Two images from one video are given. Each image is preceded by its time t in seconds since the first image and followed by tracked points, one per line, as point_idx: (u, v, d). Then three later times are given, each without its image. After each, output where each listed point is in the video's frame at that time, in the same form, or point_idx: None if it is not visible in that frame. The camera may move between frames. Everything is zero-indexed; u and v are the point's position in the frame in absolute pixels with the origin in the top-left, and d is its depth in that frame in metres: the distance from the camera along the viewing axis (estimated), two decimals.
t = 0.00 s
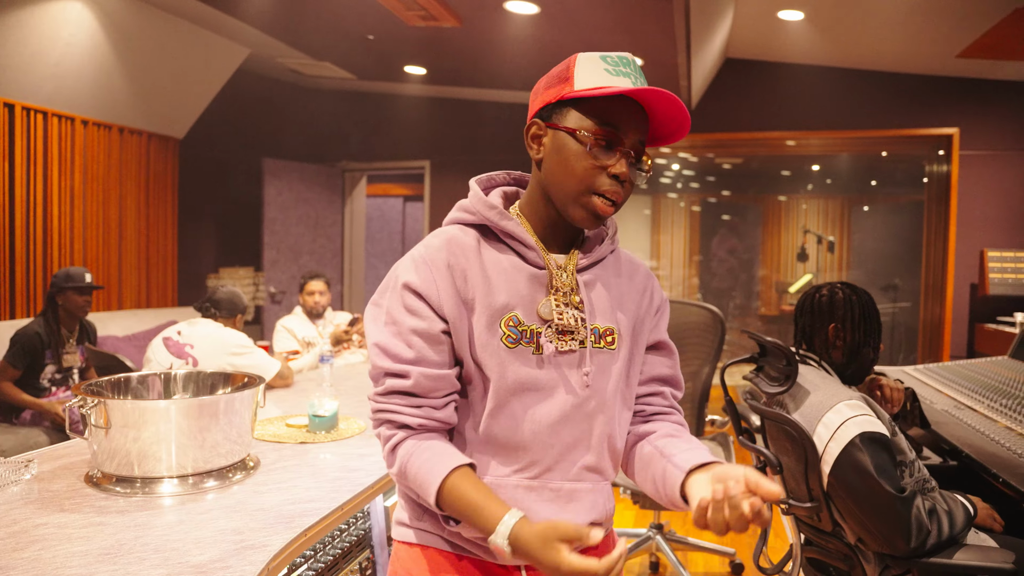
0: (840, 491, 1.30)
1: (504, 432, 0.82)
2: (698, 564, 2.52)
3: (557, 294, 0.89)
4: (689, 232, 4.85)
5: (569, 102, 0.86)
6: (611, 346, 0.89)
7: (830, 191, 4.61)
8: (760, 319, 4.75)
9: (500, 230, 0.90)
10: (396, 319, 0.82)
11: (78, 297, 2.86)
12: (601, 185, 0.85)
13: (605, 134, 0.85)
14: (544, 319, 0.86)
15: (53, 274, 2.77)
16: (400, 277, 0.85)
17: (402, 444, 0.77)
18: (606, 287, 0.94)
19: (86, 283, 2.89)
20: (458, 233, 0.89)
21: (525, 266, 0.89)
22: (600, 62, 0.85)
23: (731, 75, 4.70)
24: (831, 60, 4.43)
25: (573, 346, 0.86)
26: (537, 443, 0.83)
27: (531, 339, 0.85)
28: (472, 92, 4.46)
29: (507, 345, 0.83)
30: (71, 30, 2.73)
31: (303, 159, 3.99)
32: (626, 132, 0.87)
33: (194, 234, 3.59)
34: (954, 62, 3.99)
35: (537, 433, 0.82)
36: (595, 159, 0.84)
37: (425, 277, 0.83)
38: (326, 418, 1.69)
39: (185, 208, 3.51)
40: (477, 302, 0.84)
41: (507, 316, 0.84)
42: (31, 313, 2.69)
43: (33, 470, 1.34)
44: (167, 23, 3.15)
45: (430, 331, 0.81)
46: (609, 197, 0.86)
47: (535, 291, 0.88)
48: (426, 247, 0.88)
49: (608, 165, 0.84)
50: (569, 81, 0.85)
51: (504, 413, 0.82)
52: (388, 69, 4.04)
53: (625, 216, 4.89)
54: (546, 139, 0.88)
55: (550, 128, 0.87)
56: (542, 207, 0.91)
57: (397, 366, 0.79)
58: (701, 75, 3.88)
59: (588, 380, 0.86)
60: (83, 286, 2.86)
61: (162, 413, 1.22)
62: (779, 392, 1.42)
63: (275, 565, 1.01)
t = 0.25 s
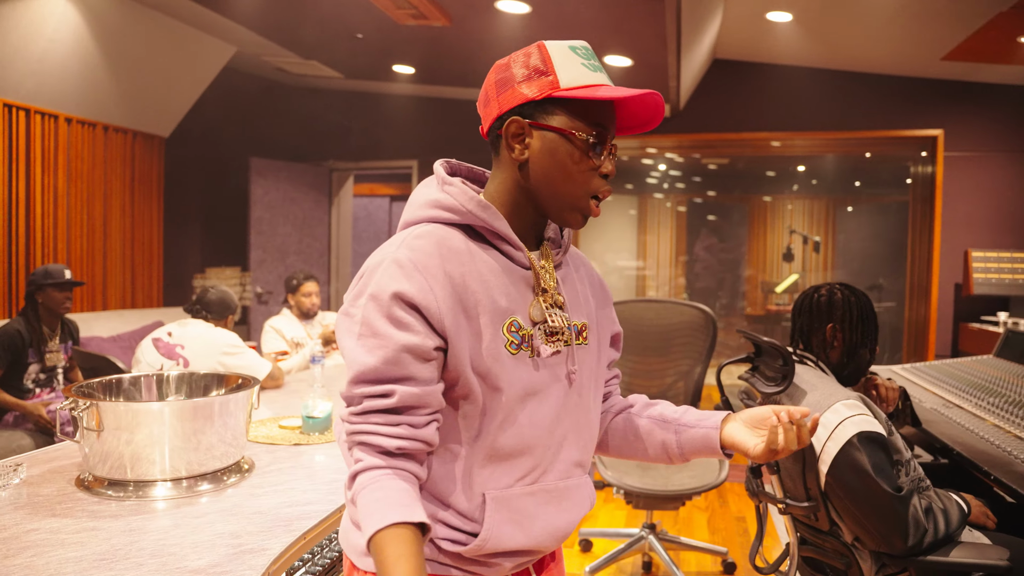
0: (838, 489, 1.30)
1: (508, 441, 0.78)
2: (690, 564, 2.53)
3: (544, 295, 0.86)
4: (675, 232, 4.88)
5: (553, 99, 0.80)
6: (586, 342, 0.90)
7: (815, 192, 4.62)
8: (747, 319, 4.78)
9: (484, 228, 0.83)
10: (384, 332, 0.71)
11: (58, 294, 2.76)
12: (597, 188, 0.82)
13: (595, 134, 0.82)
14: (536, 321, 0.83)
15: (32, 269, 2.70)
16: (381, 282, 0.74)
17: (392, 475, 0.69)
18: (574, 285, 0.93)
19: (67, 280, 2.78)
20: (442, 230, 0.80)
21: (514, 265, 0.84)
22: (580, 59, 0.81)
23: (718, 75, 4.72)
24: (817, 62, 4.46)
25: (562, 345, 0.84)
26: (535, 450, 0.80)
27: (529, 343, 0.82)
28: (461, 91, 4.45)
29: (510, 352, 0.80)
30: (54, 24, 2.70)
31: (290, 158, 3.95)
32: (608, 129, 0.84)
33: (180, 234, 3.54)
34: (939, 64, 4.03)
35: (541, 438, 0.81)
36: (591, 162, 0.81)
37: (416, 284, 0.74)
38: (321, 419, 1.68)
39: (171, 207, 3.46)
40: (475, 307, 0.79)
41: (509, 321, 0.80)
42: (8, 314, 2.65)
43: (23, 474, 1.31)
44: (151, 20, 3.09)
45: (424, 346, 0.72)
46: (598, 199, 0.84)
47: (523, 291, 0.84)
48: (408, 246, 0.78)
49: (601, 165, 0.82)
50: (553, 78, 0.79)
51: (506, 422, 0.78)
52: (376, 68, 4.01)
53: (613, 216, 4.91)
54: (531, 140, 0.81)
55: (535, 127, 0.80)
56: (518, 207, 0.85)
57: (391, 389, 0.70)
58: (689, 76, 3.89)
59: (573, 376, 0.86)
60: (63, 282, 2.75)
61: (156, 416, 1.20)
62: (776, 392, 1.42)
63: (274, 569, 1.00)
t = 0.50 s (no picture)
0: (837, 489, 1.31)
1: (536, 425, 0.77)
2: (685, 563, 2.54)
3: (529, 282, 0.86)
4: (665, 233, 4.90)
5: (533, 92, 0.79)
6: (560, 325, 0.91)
7: (805, 192, 4.65)
8: (737, 319, 4.81)
9: (477, 221, 0.80)
10: (469, 315, 0.66)
11: (46, 295, 2.70)
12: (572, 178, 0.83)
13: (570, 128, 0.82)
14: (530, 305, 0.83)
15: (19, 270, 2.65)
16: (441, 270, 0.67)
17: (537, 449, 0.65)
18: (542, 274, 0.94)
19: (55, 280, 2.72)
20: (452, 224, 0.75)
21: (507, 257, 0.83)
22: (553, 54, 0.80)
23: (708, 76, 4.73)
24: (807, 63, 4.49)
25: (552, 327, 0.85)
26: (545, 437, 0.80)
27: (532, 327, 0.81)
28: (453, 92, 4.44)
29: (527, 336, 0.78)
30: (43, 22, 2.64)
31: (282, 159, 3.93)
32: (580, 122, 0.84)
33: (170, 235, 3.52)
34: (928, 64, 4.05)
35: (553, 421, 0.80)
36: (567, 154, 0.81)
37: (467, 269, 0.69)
38: (316, 421, 1.66)
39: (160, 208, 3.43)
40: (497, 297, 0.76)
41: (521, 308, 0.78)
42: None
43: (15, 478, 1.30)
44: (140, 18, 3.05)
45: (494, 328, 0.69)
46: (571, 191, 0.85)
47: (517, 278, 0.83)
48: (437, 240, 0.71)
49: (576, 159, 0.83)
50: (531, 71, 0.78)
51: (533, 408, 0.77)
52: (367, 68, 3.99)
53: (603, 217, 4.92)
54: (512, 135, 0.79)
55: (516, 120, 0.78)
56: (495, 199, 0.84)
57: (507, 364, 0.66)
58: (680, 76, 3.91)
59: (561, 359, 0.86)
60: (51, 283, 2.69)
61: (152, 419, 1.19)
62: (774, 392, 1.43)
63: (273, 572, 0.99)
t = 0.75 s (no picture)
0: (832, 488, 1.31)
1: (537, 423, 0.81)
2: (678, 563, 2.55)
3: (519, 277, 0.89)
4: (655, 232, 4.90)
5: (520, 99, 0.80)
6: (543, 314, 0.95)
7: (795, 192, 4.66)
8: (727, 319, 4.82)
9: (478, 228, 0.81)
10: (481, 340, 0.69)
11: (35, 298, 2.71)
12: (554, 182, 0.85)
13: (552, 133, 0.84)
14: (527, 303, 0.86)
15: (9, 273, 2.64)
16: (458, 293, 0.69)
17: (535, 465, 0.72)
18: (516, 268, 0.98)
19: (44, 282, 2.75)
20: (459, 236, 0.76)
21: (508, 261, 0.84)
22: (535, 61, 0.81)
23: (699, 77, 4.74)
24: (796, 64, 4.51)
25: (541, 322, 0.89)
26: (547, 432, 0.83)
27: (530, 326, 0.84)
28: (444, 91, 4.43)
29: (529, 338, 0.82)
30: (29, 21, 2.61)
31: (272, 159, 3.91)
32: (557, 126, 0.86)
33: (159, 235, 3.49)
34: (917, 65, 4.08)
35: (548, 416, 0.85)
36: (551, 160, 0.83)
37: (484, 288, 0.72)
38: (310, 422, 1.65)
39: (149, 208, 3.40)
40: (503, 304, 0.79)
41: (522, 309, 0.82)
42: None
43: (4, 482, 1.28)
44: (128, 18, 3.03)
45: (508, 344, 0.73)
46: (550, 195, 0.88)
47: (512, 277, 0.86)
48: (449, 257, 0.72)
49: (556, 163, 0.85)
50: (520, 79, 0.79)
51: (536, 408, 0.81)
52: (358, 68, 3.97)
53: (594, 217, 4.92)
54: (502, 141, 0.80)
55: (506, 128, 0.79)
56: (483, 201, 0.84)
57: (513, 386, 0.71)
58: (671, 77, 3.92)
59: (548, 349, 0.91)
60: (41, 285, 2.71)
61: (145, 421, 1.17)
62: (769, 392, 1.43)
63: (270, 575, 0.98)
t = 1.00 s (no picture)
0: (822, 486, 1.33)
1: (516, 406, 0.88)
2: (670, 561, 2.56)
3: (508, 273, 0.96)
4: (646, 231, 4.88)
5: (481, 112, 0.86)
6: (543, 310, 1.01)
7: (786, 192, 4.67)
8: (718, 319, 4.85)
9: (454, 226, 0.90)
10: (434, 328, 0.77)
11: (31, 302, 2.66)
12: (526, 188, 0.90)
13: (520, 141, 0.88)
14: (512, 295, 0.93)
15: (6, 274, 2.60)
16: (413, 285, 0.78)
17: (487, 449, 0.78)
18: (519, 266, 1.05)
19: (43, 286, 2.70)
20: (429, 234, 0.85)
21: (489, 258, 0.92)
22: (502, 70, 0.86)
23: (691, 77, 4.76)
24: (787, 64, 4.53)
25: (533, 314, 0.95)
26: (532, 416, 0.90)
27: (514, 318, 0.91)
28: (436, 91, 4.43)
29: (507, 326, 0.88)
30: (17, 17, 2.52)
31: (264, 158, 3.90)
32: (535, 133, 0.90)
33: (150, 235, 3.47)
34: (907, 66, 4.11)
35: (533, 400, 0.91)
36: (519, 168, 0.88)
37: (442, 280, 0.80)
38: (302, 422, 1.65)
39: (140, 208, 3.38)
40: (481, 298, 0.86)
41: (501, 301, 0.89)
42: None
43: None
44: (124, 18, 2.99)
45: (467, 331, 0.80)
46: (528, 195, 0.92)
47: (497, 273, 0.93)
48: (413, 255, 0.82)
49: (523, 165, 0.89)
50: (480, 91, 0.85)
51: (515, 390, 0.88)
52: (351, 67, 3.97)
53: (585, 217, 4.93)
54: (464, 151, 0.88)
55: (467, 139, 0.86)
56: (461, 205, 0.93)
57: (462, 371, 0.78)
58: (664, 76, 3.93)
59: (543, 340, 0.97)
60: (37, 289, 2.67)
61: (137, 420, 1.17)
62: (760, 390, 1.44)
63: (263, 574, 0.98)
